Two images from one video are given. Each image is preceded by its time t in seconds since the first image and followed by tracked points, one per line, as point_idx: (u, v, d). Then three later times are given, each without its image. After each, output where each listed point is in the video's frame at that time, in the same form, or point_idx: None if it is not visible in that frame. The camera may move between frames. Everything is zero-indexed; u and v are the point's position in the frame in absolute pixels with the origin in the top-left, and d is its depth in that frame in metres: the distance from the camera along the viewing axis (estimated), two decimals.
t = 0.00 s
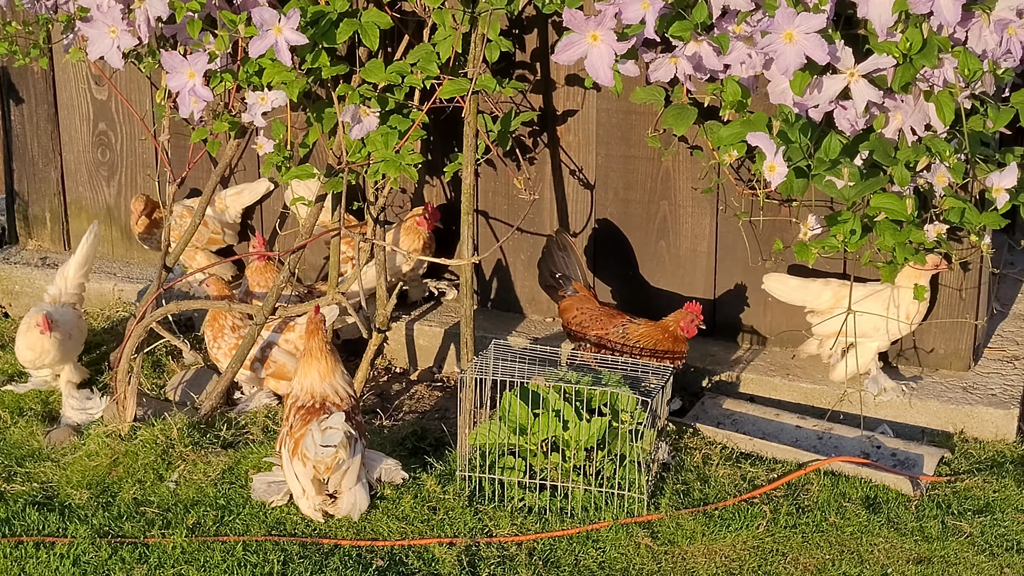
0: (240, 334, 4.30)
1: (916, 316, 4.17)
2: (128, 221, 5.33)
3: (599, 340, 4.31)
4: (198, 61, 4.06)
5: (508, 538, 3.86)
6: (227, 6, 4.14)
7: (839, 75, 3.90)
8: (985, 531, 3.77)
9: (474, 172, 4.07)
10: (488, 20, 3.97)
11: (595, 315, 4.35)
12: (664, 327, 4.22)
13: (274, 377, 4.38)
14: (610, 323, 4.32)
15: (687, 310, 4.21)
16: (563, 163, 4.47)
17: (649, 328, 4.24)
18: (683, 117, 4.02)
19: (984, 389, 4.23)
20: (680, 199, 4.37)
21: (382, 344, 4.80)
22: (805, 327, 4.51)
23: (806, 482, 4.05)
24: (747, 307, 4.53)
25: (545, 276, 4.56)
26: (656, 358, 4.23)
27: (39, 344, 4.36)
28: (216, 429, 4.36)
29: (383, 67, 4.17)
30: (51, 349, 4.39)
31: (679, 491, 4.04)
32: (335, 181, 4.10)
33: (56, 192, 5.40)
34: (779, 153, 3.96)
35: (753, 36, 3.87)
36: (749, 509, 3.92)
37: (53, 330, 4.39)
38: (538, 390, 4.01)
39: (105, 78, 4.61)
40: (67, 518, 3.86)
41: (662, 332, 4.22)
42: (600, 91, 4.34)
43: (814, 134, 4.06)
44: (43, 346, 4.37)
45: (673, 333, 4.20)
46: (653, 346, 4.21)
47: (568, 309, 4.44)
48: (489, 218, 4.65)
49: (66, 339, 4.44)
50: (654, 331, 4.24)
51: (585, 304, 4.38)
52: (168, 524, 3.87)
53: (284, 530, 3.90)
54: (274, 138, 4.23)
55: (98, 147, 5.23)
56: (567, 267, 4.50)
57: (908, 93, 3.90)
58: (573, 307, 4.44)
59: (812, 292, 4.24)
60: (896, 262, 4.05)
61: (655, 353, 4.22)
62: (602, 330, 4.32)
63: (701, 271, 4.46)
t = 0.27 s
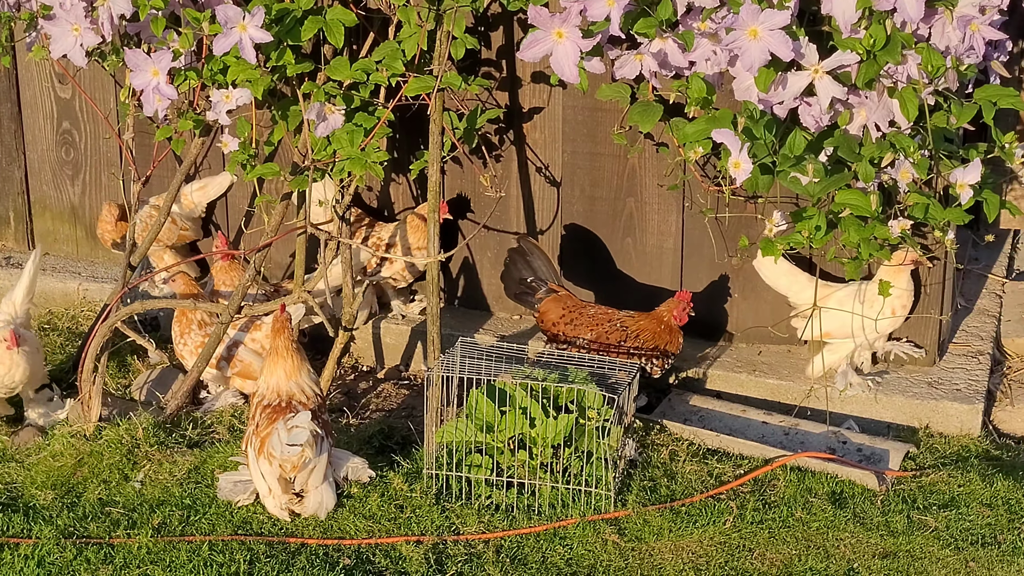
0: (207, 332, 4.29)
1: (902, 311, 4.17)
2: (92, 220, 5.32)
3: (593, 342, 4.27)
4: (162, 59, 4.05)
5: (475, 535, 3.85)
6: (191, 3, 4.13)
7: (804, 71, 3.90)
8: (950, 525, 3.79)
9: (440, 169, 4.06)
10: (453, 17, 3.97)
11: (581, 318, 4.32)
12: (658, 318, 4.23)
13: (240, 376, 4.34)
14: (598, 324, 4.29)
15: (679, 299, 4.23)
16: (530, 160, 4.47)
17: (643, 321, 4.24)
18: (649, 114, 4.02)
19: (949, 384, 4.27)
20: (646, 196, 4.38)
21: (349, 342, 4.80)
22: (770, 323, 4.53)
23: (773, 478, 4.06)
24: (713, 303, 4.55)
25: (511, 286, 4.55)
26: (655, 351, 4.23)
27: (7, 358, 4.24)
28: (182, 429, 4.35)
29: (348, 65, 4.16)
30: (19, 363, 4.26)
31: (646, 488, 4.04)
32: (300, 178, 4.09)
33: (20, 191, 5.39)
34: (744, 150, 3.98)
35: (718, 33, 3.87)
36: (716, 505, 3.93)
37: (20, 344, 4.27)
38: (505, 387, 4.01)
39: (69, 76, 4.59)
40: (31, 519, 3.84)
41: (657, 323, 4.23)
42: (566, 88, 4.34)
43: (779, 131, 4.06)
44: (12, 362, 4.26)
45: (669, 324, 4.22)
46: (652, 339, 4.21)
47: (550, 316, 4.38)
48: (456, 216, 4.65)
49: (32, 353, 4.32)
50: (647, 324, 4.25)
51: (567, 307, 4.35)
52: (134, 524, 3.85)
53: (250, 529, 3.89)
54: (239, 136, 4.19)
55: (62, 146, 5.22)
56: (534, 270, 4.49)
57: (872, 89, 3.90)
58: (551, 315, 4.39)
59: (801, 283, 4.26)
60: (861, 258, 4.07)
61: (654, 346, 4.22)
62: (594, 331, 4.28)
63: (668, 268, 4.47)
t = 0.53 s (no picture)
0: (179, 330, 4.28)
1: (902, 308, 4.12)
2: (63, 219, 5.31)
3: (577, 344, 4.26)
4: (133, 57, 4.04)
5: (448, 533, 3.85)
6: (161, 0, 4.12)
7: (774, 67, 3.89)
8: (922, 519, 3.80)
9: (412, 166, 4.06)
10: (425, 14, 3.97)
11: (561, 321, 4.31)
12: (635, 313, 4.24)
13: (212, 374, 4.34)
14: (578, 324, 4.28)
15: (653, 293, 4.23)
16: (502, 157, 4.48)
17: (621, 317, 4.25)
18: (620, 110, 4.02)
19: (921, 379, 4.32)
20: (619, 193, 4.38)
21: (322, 340, 4.79)
22: (743, 319, 4.53)
23: (746, 473, 4.07)
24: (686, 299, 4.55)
25: (482, 299, 4.49)
26: (639, 342, 4.25)
27: None
28: (153, 428, 4.34)
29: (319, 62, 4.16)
30: None
31: (619, 484, 4.04)
32: (272, 176, 4.08)
33: None
34: (715, 145, 3.97)
35: (688, 29, 3.86)
36: (689, 500, 3.93)
37: None
38: (478, 384, 4.03)
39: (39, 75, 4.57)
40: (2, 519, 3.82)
41: (634, 316, 4.25)
42: (538, 85, 4.34)
43: (750, 126, 4.07)
44: None
45: (648, 317, 4.23)
46: (633, 332, 4.23)
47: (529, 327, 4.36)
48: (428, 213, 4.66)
49: None
50: (625, 317, 4.26)
51: (544, 314, 4.32)
52: (106, 523, 3.84)
53: (222, 527, 3.88)
54: (210, 133, 4.18)
55: (32, 145, 5.21)
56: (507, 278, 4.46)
57: (842, 84, 3.90)
58: (528, 326, 4.36)
59: (800, 278, 4.22)
60: (832, 253, 4.07)
61: (637, 338, 4.24)
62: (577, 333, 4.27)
63: (640, 265, 4.47)
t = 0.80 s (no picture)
0: (159, 330, 4.27)
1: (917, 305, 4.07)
2: (43, 220, 5.30)
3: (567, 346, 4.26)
4: (111, 57, 4.02)
5: (429, 532, 3.85)
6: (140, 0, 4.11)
7: (754, 65, 3.89)
8: (902, 517, 3.81)
9: (393, 166, 4.06)
10: (404, 13, 3.97)
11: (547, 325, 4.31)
12: (626, 307, 4.25)
13: (192, 375, 4.33)
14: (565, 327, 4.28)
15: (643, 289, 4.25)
16: (482, 156, 4.47)
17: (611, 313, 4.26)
18: (601, 108, 4.02)
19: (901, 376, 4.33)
20: (599, 191, 4.39)
21: (302, 340, 4.78)
22: (723, 317, 4.54)
23: (727, 471, 4.07)
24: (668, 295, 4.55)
25: (467, 312, 4.46)
26: (630, 337, 4.25)
27: None
28: (134, 429, 4.33)
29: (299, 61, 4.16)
30: None
31: (600, 483, 4.04)
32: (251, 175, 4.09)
33: None
34: (696, 144, 4.02)
35: (668, 27, 3.85)
36: (670, 499, 3.94)
37: None
38: (458, 384, 4.04)
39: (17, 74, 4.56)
40: None
41: (624, 311, 4.25)
42: (518, 84, 4.34)
43: (730, 125, 4.07)
44: None
45: (638, 311, 4.23)
46: (624, 327, 4.23)
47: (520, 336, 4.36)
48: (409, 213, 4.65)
49: None
50: (616, 313, 4.28)
51: (531, 321, 4.33)
52: (86, 524, 3.83)
53: (203, 528, 3.87)
54: (189, 134, 4.19)
55: (11, 145, 5.19)
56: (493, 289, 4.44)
57: (821, 82, 3.91)
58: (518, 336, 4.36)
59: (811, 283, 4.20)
60: (812, 251, 4.07)
61: (628, 334, 4.24)
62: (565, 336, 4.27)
63: (621, 263, 4.47)
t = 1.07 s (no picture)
0: (140, 331, 4.26)
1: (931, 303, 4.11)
2: (23, 220, 5.29)
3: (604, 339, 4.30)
4: (89, 57, 3.98)
5: (411, 532, 3.84)
6: None
7: (733, 64, 3.89)
8: (884, 514, 3.82)
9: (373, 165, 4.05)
10: (384, 12, 3.96)
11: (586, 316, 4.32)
12: (671, 305, 4.24)
13: (173, 376, 4.32)
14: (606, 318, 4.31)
15: (692, 289, 4.22)
16: (463, 155, 4.47)
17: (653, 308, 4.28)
18: (581, 107, 4.03)
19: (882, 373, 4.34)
20: (580, 190, 4.39)
21: (284, 340, 4.77)
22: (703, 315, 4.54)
23: (708, 470, 4.08)
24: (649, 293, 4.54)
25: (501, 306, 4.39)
26: (669, 336, 4.27)
27: None
28: (114, 430, 4.33)
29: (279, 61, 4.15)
30: None
31: (582, 482, 4.04)
32: (232, 175, 4.09)
33: None
34: (675, 142, 3.95)
35: (648, 26, 3.85)
36: (652, 497, 3.94)
37: None
38: (440, 383, 4.04)
39: None
40: None
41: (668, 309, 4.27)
42: (498, 83, 4.34)
43: (711, 123, 4.06)
44: None
45: (683, 310, 4.24)
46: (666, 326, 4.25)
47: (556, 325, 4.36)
48: (390, 212, 4.65)
49: None
50: (659, 310, 4.28)
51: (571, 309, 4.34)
52: (66, 526, 3.82)
53: (184, 530, 3.86)
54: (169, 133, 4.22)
55: None
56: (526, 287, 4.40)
57: (801, 81, 3.90)
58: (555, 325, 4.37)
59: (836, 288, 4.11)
60: (793, 249, 4.06)
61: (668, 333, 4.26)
62: (606, 328, 4.30)
63: (602, 262, 4.48)
